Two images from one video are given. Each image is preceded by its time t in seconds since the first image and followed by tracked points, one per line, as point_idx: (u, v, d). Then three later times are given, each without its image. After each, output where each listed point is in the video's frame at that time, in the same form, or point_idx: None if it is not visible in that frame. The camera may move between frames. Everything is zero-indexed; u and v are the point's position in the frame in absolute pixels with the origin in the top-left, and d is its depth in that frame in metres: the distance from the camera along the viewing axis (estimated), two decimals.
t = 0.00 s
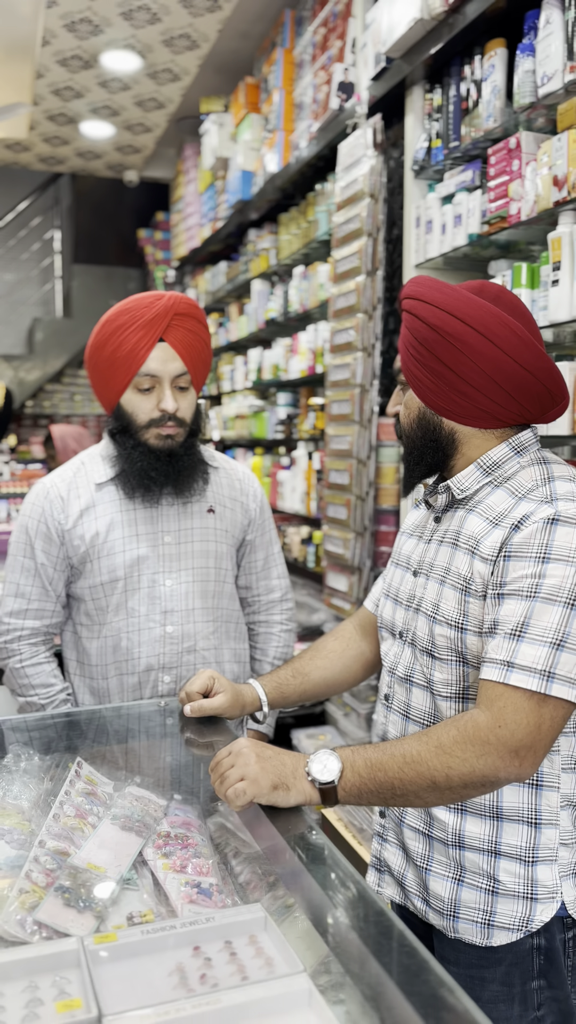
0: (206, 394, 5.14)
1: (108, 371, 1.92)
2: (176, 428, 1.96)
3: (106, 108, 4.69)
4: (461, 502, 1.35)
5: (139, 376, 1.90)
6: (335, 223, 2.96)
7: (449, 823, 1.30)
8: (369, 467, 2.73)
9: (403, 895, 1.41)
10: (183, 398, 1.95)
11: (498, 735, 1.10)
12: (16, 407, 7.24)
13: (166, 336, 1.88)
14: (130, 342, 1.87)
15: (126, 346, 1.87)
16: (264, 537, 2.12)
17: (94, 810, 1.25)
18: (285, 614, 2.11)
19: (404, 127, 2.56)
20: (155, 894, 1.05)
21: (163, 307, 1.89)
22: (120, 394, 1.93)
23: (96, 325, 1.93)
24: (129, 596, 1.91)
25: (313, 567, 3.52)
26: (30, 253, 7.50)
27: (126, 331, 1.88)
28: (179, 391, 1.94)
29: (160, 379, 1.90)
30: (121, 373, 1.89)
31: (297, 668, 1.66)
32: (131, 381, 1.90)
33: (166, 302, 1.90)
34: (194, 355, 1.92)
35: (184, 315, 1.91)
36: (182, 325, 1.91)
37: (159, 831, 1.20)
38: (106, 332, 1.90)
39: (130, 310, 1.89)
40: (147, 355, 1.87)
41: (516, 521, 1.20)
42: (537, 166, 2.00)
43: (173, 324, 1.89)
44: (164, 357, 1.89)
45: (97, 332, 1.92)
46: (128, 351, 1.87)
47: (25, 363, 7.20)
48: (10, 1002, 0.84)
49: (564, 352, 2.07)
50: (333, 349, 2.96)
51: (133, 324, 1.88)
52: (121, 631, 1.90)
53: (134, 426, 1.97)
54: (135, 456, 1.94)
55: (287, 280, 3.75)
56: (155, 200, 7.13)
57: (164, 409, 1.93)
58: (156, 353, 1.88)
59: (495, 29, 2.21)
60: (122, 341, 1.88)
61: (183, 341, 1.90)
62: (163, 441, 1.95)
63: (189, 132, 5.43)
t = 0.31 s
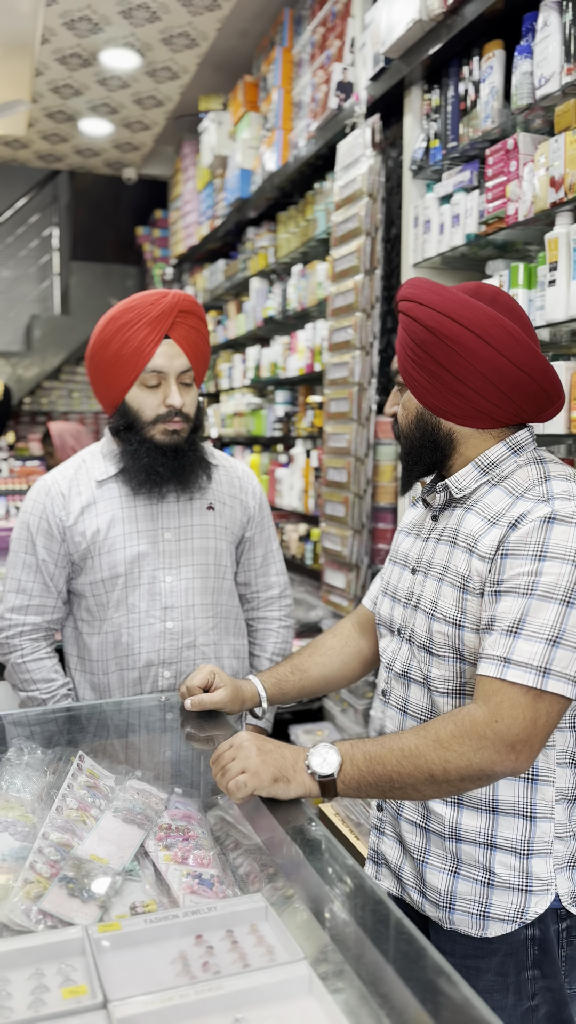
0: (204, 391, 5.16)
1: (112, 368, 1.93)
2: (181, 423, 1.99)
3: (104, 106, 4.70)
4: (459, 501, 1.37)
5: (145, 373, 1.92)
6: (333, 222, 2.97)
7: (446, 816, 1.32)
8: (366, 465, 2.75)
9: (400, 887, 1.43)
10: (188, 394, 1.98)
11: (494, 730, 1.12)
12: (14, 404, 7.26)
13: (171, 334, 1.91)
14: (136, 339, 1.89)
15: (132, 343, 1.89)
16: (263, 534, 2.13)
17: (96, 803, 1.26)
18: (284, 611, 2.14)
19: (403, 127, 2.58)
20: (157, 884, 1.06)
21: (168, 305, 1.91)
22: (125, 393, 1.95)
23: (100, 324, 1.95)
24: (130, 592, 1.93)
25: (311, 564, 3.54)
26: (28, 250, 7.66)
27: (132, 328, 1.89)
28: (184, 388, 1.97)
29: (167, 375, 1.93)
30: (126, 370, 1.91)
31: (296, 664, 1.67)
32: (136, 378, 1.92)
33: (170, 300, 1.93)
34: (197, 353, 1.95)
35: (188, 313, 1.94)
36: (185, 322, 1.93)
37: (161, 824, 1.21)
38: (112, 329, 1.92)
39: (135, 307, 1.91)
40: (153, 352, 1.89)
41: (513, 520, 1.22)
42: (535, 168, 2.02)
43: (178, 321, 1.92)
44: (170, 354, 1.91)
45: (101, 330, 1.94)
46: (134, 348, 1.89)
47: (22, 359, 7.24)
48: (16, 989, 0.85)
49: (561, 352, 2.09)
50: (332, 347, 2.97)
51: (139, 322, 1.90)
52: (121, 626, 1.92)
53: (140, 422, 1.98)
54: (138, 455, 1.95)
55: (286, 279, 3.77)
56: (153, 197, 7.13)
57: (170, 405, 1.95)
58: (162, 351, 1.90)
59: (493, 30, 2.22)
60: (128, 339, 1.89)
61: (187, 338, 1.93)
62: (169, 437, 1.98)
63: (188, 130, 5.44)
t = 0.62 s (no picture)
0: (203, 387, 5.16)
1: (120, 356, 1.94)
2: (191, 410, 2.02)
3: (104, 101, 4.69)
4: (462, 497, 1.37)
5: (156, 362, 1.93)
6: (334, 218, 2.97)
7: (448, 810, 1.33)
8: (367, 461, 2.75)
9: (403, 880, 1.44)
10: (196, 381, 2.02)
11: (497, 724, 1.13)
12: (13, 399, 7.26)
13: (181, 325, 1.94)
14: (148, 327, 1.91)
15: (143, 331, 1.91)
16: (264, 528, 2.14)
17: (99, 796, 1.26)
18: (285, 605, 2.15)
19: (403, 122, 2.58)
20: (162, 876, 1.06)
21: (178, 296, 1.94)
22: (134, 383, 1.95)
23: (108, 316, 1.96)
24: (133, 586, 1.94)
25: (310, 560, 3.55)
26: (26, 245, 7.67)
27: (143, 316, 1.91)
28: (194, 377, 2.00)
29: (176, 363, 1.95)
30: (136, 357, 1.92)
31: (298, 659, 1.68)
32: (146, 366, 1.93)
33: (180, 292, 1.96)
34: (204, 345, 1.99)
35: (195, 305, 1.98)
36: (193, 314, 1.97)
37: (164, 816, 1.22)
38: (121, 320, 1.93)
39: (146, 298, 1.93)
40: (164, 341, 1.92)
41: (516, 515, 1.23)
42: (536, 163, 2.02)
43: (187, 313, 1.95)
44: (179, 344, 1.94)
45: (110, 321, 1.95)
46: (145, 336, 1.91)
47: (21, 355, 7.23)
48: (24, 979, 0.84)
49: (561, 347, 2.10)
50: (332, 343, 2.97)
51: (149, 312, 1.92)
52: (124, 620, 1.92)
53: (150, 411, 1.99)
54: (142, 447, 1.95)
55: (285, 274, 3.77)
56: (151, 192, 7.12)
57: (180, 394, 1.97)
58: (173, 340, 1.93)
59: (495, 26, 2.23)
60: (139, 328, 1.91)
61: (196, 330, 1.97)
62: (180, 425, 1.99)
63: (187, 125, 5.43)
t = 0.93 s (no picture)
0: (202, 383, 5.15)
1: (123, 346, 1.94)
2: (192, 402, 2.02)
3: (102, 96, 4.68)
4: (462, 493, 1.37)
5: (159, 353, 1.94)
6: (333, 213, 2.97)
7: (448, 806, 1.32)
8: (366, 457, 2.75)
9: (402, 877, 1.43)
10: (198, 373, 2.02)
11: (497, 720, 1.12)
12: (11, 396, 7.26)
13: (184, 318, 1.95)
14: (152, 318, 1.91)
15: (147, 322, 1.91)
16: (263, 524, 2.14)
17: (99, 791, 1.25)
18: (284, 601, 2.15)
19: (403, 117, 2.58)
20: (161, 872, 1.06)
21: (183, 289, 1.95)
22: (136, 375, 1.95)
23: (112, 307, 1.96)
24: (132, 581, 1.94)
25: (309, 556, 3.55)
26: (24, 241, 7.66)
27: (148, 308, 1.91)
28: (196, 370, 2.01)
29: (179, 355, 1.96)
30: (139, 348, 1.92)
31: (298, 655, 1.68)
32: (149, 357, 1.93)
33: (185, 285, 1.96)
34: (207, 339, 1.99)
35: (198, 299, 1.98)
36: (197, 308, 1.98)
37: (163, 812, 1.22)
38: (125, 311, 1.93)
39: (151, 290, 1.93)
40: (168, 334, 1.92)
41: (516, 510, 1.22)
42: (535, 158, 2.01)
43: (191, 306, 1.96)
44: (183, 337, 1.95)
45: (113, 313, 1.95)
46: (150, 327, 1.91)
47: (19, 351, 7.22)
48: (23, 974, 0.84)
49: (561, 343, 2.09)
50: (331, 338, 2.97)
51: (153, 304, 1.92)
52: (123, 615, 1.92)
53: (152, 401, 1.99)
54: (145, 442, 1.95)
55: (284, 270, 3.77)
56: (150, 188, 7.10)
57: (183, 385, 1.98)
58: (176, 332, 1.94)
59: (494, 20, 2.22)
60: (143, 320, 1.91)
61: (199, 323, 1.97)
62: (181, 417, 1.99)
63: (186, 120, 5.42)
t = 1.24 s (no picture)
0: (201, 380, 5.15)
1: (123, 343, 1.93)
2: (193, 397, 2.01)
3: (100, 91, 4.66)
4: (462, 489, 1.36)
5: (159, 350, 1.93)
6: (332, 208, 2.96)
7: (448, 803, 1.32)
8: (365, 453, 2.74)
9: (402, 874, 1.43)
10: (198, 369, 2.02)
11: (497, 716, 1.12)
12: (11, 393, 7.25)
13: (184, 314, 1.95)
14: (152, 315, 1.91)
15: (147, 318, 1.91)
16: (262, 520, 2.13)
17: (98, 788, 1.24)
18: (283, 596, 2.15)
19: (402, 112, 2.57)
20: (159, 869, 1.05)
21: (182, 285, 1.95)
22: (136, 371, 1.95)
23: (110, 303, 1.95)
24: (133, 578, 1.93)
25: (309, 553, 3.54)
26: (23, 238, 7.65)
27: (147, 304, 1.91)
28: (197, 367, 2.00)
29: (180, 351, 1.96)
30: (140, 345, 1.92)
31: (297, 651, 1.67)
32: (150, 354, 1.93)
33: (183, 281, 1.96)
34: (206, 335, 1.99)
35: (197, 295, 1.98)
36: (196, 304, 1.97)
37: (163, 808, 1.21)
38: (124, 308, 1.93)
39: (150, 286, 1.93)
40: (167, 330, 1.92)
41: (517, 507, 1.22)
42: (535, 153, 2.01)
43: (190, 301, 1.96)
44: (183, 333, 1.95)
45: (112, 309, 1.94)
46: (150, 323, 1.91)
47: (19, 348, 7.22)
48: (21, 971, 0.83)
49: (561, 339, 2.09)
50: (330, 334, 2.97)
51: (152, 300, 1.92)
52: (124, 612, 1.92)
53: (153, 397, 1.98)
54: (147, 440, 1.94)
55: (283, 266, 3.76)
56: (149, 184, 7.09)
57: (184, 379, 1.97)
58: (176, 327, 1.94)
59: (494, 14, 2.21)
60: (143, 316, 1.91)
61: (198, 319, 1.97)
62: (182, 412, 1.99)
63: (184, 116, 5.40)
